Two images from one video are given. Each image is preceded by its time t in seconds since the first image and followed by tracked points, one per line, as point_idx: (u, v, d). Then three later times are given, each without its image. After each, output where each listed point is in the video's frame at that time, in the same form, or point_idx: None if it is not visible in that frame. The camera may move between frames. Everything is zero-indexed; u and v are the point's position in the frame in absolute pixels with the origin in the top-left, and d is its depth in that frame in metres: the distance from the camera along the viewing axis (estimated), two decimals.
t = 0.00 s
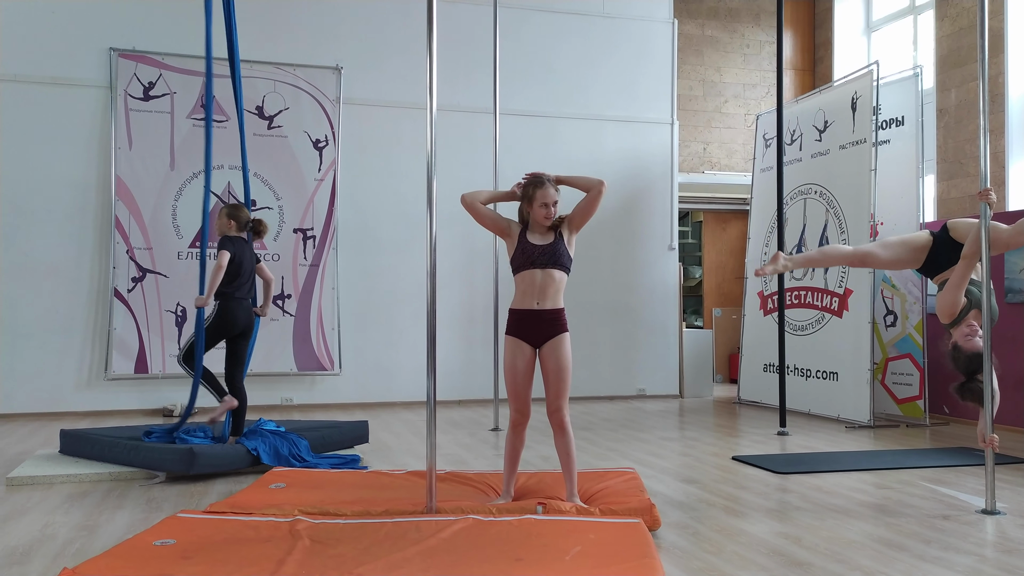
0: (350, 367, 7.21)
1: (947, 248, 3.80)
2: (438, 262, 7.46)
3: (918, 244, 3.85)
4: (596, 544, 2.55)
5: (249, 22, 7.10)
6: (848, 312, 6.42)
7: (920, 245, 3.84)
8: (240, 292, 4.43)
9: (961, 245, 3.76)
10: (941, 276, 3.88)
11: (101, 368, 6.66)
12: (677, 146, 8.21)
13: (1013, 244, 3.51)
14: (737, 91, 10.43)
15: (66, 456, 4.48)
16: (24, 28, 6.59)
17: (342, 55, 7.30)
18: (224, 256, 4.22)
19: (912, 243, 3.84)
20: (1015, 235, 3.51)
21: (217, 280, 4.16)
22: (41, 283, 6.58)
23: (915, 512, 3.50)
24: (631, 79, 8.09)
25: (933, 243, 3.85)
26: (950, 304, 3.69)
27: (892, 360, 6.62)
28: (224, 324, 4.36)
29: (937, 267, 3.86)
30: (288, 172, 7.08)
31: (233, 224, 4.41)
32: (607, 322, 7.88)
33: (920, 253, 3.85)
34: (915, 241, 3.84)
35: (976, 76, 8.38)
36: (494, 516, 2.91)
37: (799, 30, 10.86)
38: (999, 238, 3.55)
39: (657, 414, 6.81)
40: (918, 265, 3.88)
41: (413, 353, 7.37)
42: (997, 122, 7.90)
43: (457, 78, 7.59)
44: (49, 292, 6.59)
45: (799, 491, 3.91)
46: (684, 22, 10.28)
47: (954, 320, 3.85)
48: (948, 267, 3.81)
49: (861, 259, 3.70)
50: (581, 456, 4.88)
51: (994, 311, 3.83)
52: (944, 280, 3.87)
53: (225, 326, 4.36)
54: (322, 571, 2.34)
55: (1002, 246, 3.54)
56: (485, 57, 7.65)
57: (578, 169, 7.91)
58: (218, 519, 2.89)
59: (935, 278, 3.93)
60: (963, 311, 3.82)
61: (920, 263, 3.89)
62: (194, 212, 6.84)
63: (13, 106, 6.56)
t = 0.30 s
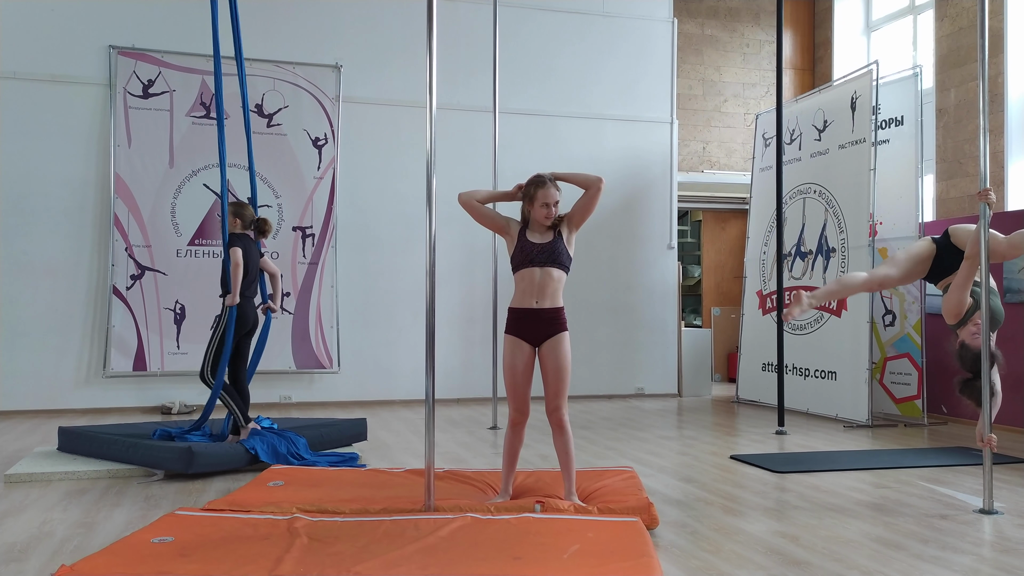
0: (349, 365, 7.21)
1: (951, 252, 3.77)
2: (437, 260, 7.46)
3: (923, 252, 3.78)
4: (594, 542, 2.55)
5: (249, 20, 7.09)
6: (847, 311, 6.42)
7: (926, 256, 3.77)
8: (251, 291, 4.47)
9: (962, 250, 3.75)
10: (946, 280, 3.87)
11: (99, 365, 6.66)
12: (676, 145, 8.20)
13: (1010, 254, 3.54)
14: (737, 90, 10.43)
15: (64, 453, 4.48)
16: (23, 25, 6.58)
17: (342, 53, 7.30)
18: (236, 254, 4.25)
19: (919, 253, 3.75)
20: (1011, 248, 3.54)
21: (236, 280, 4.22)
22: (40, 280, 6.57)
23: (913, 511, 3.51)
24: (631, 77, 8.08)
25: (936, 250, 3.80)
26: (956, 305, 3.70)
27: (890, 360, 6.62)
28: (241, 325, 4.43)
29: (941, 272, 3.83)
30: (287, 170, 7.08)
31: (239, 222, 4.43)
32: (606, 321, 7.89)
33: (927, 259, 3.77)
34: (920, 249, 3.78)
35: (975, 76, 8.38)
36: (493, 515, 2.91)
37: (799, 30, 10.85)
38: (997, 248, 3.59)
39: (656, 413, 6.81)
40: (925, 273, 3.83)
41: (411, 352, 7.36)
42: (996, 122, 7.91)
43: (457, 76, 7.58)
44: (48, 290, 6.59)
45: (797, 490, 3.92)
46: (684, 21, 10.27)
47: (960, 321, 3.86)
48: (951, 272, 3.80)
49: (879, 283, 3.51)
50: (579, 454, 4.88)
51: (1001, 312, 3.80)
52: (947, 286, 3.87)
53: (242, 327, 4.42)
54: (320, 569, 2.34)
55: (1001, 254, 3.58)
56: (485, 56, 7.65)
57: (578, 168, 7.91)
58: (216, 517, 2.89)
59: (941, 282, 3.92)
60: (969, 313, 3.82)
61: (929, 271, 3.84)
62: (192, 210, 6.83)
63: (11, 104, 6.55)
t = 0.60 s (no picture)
0: (347, 368, 7.21)
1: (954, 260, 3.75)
2: (436, 263, 7.46)
3: (925, 260, 3.77)
4: (592, 546, 2.55)
5: (249, 22, 7.10)
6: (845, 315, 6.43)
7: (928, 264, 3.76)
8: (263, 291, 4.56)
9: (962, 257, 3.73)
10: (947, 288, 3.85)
11: (98, 367, 6.65)
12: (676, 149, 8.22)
13: (1010, 253, 3.51)
14: (736, 94, 10.45)
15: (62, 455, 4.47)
16: (23, 27, 6.59)
17: (341, 56, 7.30)
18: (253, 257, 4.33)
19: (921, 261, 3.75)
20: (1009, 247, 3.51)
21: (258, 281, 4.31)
22: (38, 282, 6.57)
23: (911, 516, 3.51)
24: (630, 81, 8.10)
25: (938, 258, 3.80)
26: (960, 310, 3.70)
27: (888, 364, 6.63)
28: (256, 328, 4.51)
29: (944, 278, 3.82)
30: (287, 172, 7.09)
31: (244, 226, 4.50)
32: (605, 324, 7.89)
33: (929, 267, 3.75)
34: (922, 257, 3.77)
35: (974, 82, 8.40)
36: (491, 518, 2.91)
37: (798, 34, 10.87)
38: (995, 249, 3.55)
39: (654, 417, 6.81)
40: (927, 282, 3.83)
41: (410, 354, 7.36)
42: (995, 128, 7.93)
43: (457, 79, 7.59)
44: (46, 291, 6.58)
45: (796, 494, 3.92)
46: (684, 26, 10.29)
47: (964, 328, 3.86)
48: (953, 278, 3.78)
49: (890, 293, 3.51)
50: (578, 458, 4.88)
51: (1003, 317, 3.84)
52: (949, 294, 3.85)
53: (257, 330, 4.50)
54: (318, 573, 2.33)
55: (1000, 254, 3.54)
56: (485, 59, 7.66)
57: (578, 171, 7.91)
58: (214, 520, 2.88)
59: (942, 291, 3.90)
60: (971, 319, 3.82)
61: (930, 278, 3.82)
62: (191, 211, 6.83)
63: (11, 105, 6.55)
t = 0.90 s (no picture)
0: (347, 367, 7.21)
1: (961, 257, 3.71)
2: (436, 263, 7.46)
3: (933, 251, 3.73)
4: (591, 546, 2.55)
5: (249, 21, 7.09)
6: (846, 316, 6.43)
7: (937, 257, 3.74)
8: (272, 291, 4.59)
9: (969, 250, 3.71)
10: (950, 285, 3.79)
11: (97, 366, 6.65)
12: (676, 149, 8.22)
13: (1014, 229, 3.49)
14: (737, 94, 10.45)
15: (62, 454, 4.47)
16: (23, 25, 6.59)
17: (342, 55, 7.31)
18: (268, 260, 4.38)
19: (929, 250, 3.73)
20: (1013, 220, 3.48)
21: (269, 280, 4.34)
22: (39, 280, 6.57)
23: (910, 516, 3.51)
24: (631, 81, 8.10)
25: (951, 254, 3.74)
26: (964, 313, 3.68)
27: (888, 365, 6.63)
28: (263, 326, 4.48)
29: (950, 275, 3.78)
30: (287, 172, 7.09)
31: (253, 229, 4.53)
32: (605, 324, 7.89)
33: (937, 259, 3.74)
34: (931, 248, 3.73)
35: (974, 82, 8.40)
36: (490, 518, 2.91)
37: (799, 35, 10.87)
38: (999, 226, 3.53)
39: (654, 417, 6.81)
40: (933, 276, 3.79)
41: (410, 354, 7.36)
42: (995, 128, 7.93)
43: (457, 79, 7.59)
44: (46, 289, 6.59)
45: (795, 494, 3.92)
46: (684, 26, 10.29)
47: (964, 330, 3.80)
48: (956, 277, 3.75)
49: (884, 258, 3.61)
50: (578, 458, 4.88)
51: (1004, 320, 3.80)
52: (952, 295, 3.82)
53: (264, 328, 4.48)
54: (317, 572, 2.33)
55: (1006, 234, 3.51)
56: (485, 59, 7.66)
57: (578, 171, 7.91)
58: (213, 518, 2.89)
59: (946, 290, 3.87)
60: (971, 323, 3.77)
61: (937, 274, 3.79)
62: (192, 210, 6.83)
63: (12, 104, 6.55)
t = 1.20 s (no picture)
0: (347, 370, 7.21)
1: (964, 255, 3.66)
2: (436, 266, 7.47)
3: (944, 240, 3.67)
4: (591, 550, 2.55)
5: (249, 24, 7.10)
6: (846, 319, 6.43)
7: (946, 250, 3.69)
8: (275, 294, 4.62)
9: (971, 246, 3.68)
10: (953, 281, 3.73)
11: (98, 369, 6.65)
12: (676, 152, 8.23)
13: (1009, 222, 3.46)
14: (737, 98, 10.46)
15: (62, 457, 4.47)
16: (25, 29, 6.60)
17: (342, 59, 7.32)
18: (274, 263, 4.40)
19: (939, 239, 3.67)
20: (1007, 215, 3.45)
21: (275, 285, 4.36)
22: (39, 284, 6.57)
23: (911, 520, 3.51)
24: (631, 84, 8.11)
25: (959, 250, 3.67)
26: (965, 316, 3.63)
27: (888, 368, 6.63)
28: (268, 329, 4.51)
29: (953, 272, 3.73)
30: (287, 175, 7.10)
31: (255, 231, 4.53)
32: (605, 327, 7.89)
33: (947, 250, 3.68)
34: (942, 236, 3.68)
35: (974, 86, 8.41)
36: (490, 521, 2.91)
37: (799, 38, 10.89)
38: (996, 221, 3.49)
39: (654, 420, 6.81)
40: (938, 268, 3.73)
41: (410, 357, 7.37)
42: (995, 132, 7.94)
43: (457, 82, 7.60)
44: (47, 293, 6.59)
45: (795, 498, 3.92)
46: (684, 29, 10.31)
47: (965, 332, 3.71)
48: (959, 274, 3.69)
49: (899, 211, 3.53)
50: (578, 461, 4.88)
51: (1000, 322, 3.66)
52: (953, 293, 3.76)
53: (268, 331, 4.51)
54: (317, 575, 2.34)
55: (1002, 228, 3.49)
56: (485, 62, 7.67)
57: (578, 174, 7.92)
58: (214, 522, 2.89)
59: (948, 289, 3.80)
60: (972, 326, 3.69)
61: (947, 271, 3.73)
62: (192, 214, 6.84)
63: (13, 107, 6.56)
